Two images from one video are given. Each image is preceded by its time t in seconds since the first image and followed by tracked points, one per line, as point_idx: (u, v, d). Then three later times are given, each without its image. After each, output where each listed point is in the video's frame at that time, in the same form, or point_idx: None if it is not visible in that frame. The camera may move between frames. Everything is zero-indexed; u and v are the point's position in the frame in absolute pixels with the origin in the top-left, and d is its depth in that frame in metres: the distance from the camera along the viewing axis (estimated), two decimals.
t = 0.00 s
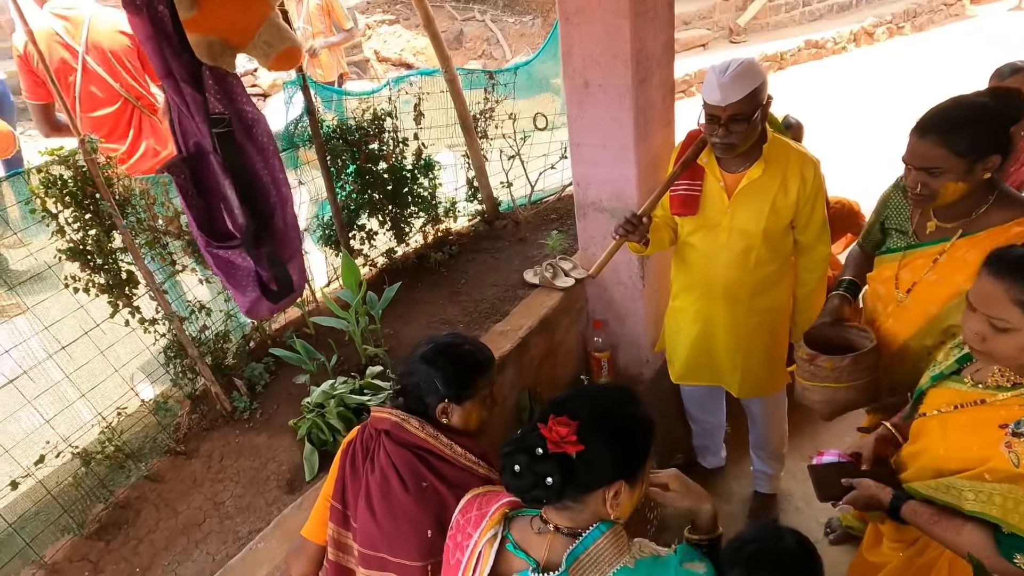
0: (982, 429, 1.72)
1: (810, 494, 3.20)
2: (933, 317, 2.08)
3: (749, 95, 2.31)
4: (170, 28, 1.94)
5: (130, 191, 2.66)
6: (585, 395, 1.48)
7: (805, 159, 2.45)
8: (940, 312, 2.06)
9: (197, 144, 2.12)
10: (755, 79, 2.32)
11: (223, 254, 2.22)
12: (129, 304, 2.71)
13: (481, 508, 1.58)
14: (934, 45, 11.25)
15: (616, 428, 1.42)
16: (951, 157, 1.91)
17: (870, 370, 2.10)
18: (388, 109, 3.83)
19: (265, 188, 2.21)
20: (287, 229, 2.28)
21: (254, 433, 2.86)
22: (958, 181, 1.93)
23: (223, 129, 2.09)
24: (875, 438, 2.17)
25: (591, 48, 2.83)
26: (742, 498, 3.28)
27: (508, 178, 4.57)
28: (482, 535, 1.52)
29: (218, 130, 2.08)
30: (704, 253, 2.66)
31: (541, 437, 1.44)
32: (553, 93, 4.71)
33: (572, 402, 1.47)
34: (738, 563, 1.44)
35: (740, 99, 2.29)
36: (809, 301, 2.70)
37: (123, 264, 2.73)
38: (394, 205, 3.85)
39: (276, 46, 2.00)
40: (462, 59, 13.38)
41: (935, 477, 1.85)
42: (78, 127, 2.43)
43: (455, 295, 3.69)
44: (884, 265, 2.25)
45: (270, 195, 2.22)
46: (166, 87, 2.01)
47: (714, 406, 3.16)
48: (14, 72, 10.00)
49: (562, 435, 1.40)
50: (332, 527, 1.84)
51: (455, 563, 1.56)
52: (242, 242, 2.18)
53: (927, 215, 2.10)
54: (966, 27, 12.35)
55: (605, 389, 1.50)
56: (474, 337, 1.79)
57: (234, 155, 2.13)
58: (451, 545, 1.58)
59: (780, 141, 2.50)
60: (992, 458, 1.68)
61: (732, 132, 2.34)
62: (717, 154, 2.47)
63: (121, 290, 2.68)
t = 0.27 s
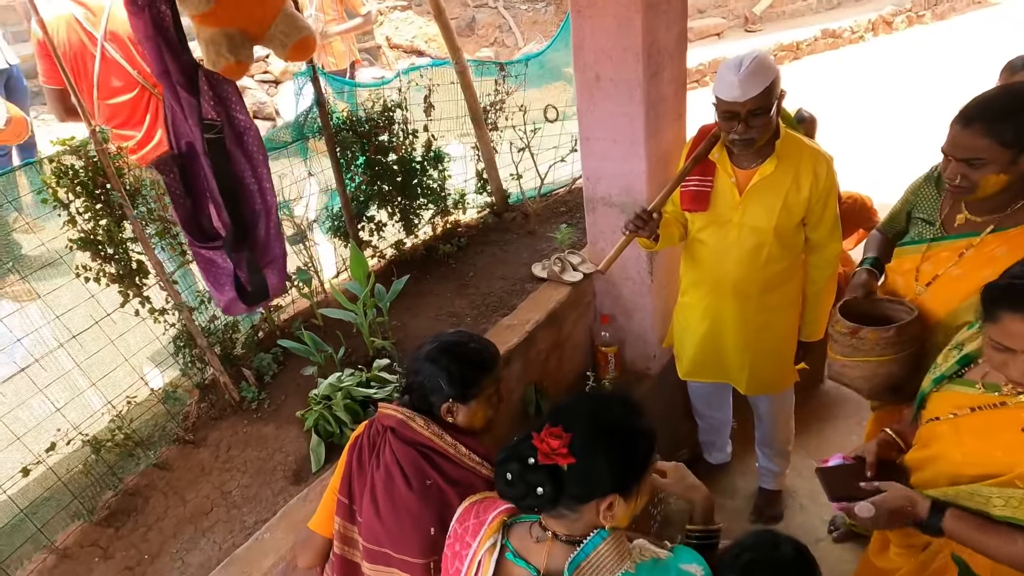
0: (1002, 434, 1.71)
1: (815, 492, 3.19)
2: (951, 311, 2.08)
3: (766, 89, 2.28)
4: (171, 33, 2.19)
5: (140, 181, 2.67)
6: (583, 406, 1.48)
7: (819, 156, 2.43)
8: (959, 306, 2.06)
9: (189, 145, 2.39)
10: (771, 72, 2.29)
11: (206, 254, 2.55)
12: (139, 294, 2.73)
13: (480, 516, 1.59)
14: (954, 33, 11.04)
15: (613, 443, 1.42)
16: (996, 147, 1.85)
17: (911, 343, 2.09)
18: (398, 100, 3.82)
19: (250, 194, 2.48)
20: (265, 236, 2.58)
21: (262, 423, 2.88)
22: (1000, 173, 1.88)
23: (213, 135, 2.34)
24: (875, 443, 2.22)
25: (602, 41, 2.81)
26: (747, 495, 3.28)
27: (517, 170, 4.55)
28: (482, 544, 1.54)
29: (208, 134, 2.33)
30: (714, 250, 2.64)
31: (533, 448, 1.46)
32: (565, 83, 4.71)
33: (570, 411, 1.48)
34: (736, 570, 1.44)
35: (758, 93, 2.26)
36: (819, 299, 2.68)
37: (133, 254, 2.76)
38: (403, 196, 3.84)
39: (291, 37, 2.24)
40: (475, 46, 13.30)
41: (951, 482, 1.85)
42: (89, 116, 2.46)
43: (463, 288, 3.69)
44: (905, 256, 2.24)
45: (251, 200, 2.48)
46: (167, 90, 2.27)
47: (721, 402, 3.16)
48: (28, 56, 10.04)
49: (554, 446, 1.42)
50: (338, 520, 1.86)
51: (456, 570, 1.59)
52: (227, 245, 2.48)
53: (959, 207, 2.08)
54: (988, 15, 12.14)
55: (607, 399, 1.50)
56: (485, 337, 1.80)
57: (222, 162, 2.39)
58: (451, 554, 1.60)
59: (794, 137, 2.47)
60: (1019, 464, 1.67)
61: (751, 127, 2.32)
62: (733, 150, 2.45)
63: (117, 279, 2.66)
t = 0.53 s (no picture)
0: None
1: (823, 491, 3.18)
2: (971, 306, 2.05)
3: (788, 84, 2.24)
4: (170, 25, 2.19)
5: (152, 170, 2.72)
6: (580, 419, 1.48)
7: (835, 151, 2.40)
8: (979, 302, 2.03)
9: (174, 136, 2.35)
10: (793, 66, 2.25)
11: (187, 245, 2.47)
12: (151, 282, 2.76)
13: (481, 511, 1.62)
14: (977, 23, 10.84)
15: (608, 460, 1.41)
16: None
17: (939, 335, 2.08)
18: (409, 90, 3.81)
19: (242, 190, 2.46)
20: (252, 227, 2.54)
21: (271, 412, 2.90)
22: None
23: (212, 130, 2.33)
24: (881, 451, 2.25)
25: (617, 33, 2.78)
26: (754, 492, 3.27)
27: (529, 161, 4.53)
28: (479, 540, 1.56)
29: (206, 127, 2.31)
30: (727, 246, 2.61)
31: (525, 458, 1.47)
32: (579, 71, 4.70)
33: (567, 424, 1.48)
34: None
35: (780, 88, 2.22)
36: (833, 296, 2.65)
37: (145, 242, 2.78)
38: (414, 186, 3.85)
39: (304, 28, 2.22)
40: (489, 34, 13.22)
41: (975, 483, 1.95)
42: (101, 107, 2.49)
43: (472, 280, 3.69)
44: (924, 251, 2.21)
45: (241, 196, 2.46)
46: (161, 82, 2.24)
47: (730, 398, 3.14)
48: (44, 40, 10.10)
49: (546, 459, 1.43)
50: (343, 514, 1.87)
51: (454, 563, 1.61)
52: (218, 236, 2.42)
53: (984, 202, 2.03)
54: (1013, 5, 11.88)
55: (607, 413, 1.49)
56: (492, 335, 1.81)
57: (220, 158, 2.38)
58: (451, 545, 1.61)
59: (810, 132, 2.44)
60: None
61: (780, 121, 2.27)
62: (755, 143, 2.39)
63: (119, 266, 2.68)
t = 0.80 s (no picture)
0: None
1: (825, 488, 3.17)
2: (977, 302, 2.03)
3: (799, 78, 2.21)
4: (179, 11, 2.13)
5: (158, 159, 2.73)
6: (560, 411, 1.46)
7: (844, 148, 2.38)
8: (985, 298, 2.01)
9: (183, 127, 2.27)
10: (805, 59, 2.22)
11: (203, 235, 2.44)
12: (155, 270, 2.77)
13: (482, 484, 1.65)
14: (991, 16, 10.70)
15: (580, 454, 1.40)
16: None
17: (952, 329, 2.06)
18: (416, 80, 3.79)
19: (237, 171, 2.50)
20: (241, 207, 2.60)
21: (274, 402, 2.90)
22: None
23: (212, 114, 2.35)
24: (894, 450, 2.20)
25: (625, 25, 2.75)
26: (757, 487, 3.26)
27: (535, 152, 4.50)
28: (471, 506, 1.59)
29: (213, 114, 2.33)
30: (734, 241, 2.59)
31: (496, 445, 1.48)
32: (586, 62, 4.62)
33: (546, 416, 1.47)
34: None
35: (792, 82, 2.19)
36: (839, 293, 2.63)
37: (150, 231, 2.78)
38: (419, 176, 3.83)
39: (302, 19, 2.21)
40: (496, 22, 13.12)
41: (983, 477, 1.93)
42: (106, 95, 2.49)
43: (477, 272, 3.68)
44: (929, 247, 2.19)
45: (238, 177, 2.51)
46: (172, 69, 2.18)
47: (734, 394, 3.12)
48: (50, 24, 10.08)
49: (517, 447, 1.43)
50: (344, 508, 1.88)
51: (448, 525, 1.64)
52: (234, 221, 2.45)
53: (991, 198, 2.01)
54: None
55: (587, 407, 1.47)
56: (496, 333, 1.82)
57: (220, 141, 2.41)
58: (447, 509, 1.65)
59: (819, 126, 2.41)
60: None
61: (789, 114, 2.25)
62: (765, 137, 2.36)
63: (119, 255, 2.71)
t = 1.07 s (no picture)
0: None
1: (820, 484, 3.18)
2: (973, 301, 2.02)
3: (800, 72, 2.19)
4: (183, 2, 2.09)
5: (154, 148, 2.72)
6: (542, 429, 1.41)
7: (844, 144, 2.36)
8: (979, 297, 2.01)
9: (203, 119, 2.26)
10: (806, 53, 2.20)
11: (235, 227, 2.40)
12: (151, 260, 2.76)
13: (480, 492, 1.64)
14: (998, 11, 10.63)
15: (566, 474, 1.35)
16: None
17: (950, 329, 2.05)
18: (415, 72, 3.77)
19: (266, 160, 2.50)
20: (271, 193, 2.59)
21: (270, 392, 2.91)
22: None
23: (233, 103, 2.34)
24: (884, 433, 2.23)
25: (625, 18, 2.73)
26: (751, 482, 3.27)
27: (536, 145, 4.49)
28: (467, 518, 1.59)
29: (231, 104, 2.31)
30: (733, 237, 2.58)
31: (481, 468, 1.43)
32: (588, 52, 4.65)
33: (527, 435, 1.42)
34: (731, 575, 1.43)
35: (792, 75, 2.17)
36: (837, 291, 2.62)
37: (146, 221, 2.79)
38: (418, 168, 3.83)
39: (299, 10, 2.22)
40: (500, 12, 13.05)
41: (972, 469, 1.88)
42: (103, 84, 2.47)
43: (475, 265, 3.67)
44: (924, 246, 2.18)
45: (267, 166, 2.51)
46: (184, 61, 2.14)
47: (730, 390, 3.12)
48: (50, 11, 10.03)
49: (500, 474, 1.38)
50: (338, 499, 1.88)
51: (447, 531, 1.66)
52: (262, 209, 2.45)
53: (985, 197, 2.01)
54: None
55: (569, 422, 1.42)
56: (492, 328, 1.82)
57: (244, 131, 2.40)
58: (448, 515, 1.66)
59: (819, 123, 2.39)
60: None
61: (786, 109, 2.23)
62: (762, 132, 2.35)
63: (122, 245, 2.70)
